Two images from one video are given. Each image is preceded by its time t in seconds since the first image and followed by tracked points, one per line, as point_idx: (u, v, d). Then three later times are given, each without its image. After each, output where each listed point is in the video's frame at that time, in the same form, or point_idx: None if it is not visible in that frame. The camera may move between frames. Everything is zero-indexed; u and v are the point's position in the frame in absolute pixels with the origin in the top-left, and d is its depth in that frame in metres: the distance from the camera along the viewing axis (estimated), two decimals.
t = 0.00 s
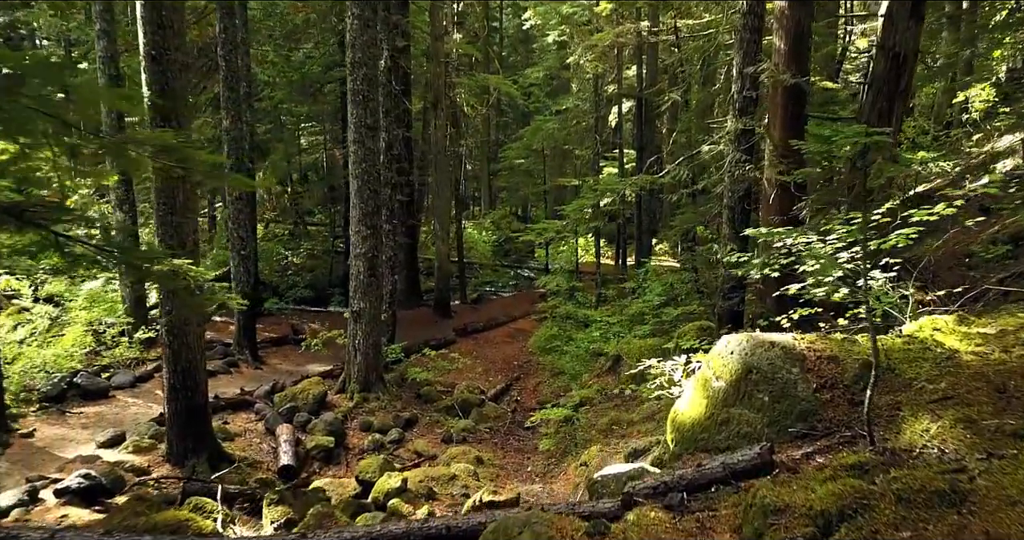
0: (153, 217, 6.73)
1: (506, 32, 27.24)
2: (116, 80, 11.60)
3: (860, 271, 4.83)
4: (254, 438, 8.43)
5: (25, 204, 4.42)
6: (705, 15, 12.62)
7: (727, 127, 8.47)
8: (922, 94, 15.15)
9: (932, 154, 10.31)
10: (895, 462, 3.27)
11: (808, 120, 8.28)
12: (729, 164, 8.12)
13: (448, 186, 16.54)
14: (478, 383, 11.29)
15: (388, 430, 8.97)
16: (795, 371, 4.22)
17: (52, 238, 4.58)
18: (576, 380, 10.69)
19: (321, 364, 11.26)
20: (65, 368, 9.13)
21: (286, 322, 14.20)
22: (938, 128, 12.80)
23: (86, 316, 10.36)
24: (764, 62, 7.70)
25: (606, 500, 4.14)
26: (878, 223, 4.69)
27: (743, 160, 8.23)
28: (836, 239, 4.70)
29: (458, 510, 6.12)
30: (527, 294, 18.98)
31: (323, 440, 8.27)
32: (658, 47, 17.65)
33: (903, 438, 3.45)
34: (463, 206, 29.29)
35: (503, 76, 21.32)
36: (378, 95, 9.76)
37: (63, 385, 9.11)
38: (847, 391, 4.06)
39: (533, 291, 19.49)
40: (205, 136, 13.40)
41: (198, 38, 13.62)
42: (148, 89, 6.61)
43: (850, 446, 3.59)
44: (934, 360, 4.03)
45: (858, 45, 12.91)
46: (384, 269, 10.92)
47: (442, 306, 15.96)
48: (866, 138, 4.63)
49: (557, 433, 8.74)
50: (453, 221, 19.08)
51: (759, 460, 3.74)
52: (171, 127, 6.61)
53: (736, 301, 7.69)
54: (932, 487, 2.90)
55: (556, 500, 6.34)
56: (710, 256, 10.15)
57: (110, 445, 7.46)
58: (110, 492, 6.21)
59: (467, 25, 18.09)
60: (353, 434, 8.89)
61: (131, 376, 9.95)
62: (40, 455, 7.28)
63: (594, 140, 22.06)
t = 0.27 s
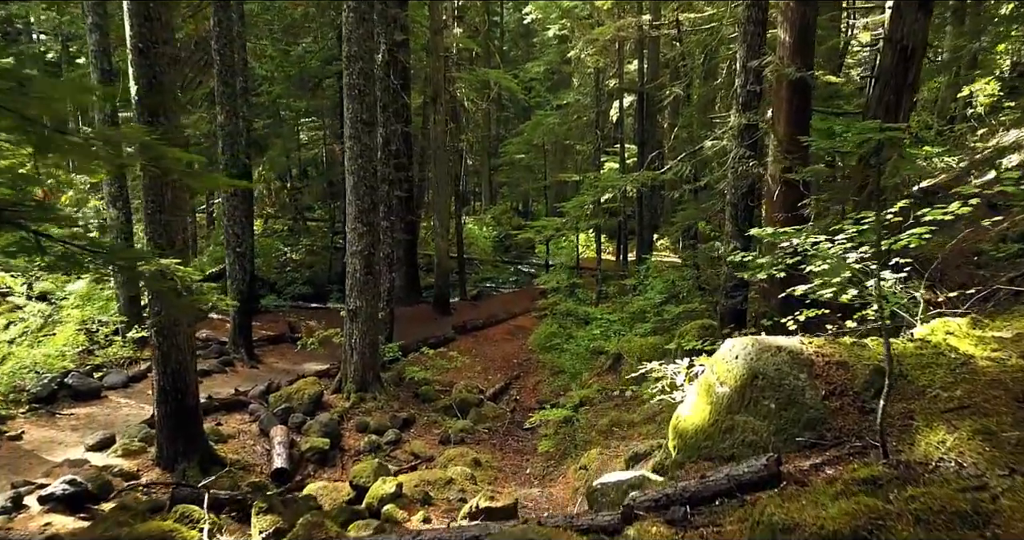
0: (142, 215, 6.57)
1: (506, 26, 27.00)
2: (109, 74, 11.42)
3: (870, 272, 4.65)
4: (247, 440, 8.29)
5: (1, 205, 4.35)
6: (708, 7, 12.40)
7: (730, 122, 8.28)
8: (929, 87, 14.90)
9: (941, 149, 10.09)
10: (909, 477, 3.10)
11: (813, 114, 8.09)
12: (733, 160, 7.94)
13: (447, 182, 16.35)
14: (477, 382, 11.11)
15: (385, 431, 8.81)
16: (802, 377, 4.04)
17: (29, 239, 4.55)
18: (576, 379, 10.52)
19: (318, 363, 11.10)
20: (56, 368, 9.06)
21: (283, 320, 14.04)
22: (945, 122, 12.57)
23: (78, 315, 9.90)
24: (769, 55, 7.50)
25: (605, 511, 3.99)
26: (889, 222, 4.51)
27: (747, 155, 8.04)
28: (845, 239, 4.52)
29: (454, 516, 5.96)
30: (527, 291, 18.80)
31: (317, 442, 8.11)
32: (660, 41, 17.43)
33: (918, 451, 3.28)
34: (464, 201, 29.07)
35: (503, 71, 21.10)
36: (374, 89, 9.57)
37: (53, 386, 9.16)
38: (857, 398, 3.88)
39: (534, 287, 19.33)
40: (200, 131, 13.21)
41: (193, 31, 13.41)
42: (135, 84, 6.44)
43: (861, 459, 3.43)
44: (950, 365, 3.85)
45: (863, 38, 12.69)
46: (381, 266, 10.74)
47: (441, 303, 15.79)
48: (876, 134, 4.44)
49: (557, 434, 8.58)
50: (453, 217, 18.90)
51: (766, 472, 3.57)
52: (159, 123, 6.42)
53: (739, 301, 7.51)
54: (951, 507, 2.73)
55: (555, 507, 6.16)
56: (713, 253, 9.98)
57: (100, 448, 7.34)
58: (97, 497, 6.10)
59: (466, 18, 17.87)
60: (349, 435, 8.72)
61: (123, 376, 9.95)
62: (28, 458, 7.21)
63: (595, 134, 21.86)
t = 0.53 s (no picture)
0: (134, 215, 6.45)
1: (507, 23, 26.84)
2: (104, 71, 11.29)
3: (878, 274, 4.52)
4: (243, 442, 8.17)
5: None
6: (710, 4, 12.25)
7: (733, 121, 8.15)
8: (933, 84, 14.74)
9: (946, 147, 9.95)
10: (923, 491, 2.98)
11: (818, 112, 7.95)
12: (736, 159, 7.80)
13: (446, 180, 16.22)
14: (476, 383, 10.99)
15: (382, 433, 8.69)
16: (809, 385, 3.92)
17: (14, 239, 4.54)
18: (576, 381, 10.40)
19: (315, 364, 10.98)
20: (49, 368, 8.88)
21: (281, 319, 13.92)
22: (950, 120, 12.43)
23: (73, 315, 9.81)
24: (773, 52, 7.36)
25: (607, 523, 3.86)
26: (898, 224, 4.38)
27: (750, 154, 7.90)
28: (853, 240, 4.39)
29: (451, 522, 5.85)
30: (528, 290, 18.68)
31: (313, 444, 7.99)
32: (661, 38, 17.29)
33: (931, 463, 3.16)
34: (465, 199, 28.93)
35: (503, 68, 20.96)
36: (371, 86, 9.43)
37: (47, 387, 8.92)
38: (866, 407, 3.76)
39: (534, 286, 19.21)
40: (196, 130, 13.08)
41: (190, 28, 13.27)
42: (126, 81, 6.32)
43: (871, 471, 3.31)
44: (962, 373, 3.72)
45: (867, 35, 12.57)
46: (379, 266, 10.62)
47: (440, 303, 15.67)
48: (884, 133, 4.31)
49: (556, 436, 8.46)
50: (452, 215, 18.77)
51: (772, 484, 3.45)
52: (150, 121, 6.31)
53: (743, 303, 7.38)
54: (969, 527, 2.61)
55: (554, 513, 6.04)
56: (715, 254, 9.85)
57: (92, 451, 7.22)
58: (88, 502, 5.97)
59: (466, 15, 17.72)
60: (346, 437, 8.60)
61: (119, 377, 9.76)
62: (20, 461, 7.07)
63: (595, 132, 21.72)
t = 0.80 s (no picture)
0: (123, 215, 6.28)
1: (507, 21, 26.66)
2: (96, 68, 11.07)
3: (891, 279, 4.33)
4: (236, 448, 7.99)
5: None
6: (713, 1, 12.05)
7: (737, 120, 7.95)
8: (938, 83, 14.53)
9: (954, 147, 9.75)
10: (943, 515, 2.83)
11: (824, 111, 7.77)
12: (740, 159, 7.62)
13: (445, 180, 16.05)
14: (474, 386, 10.82)
15: (379, 438, 8.53)
16: (819, 397, 3.75)
17: None
18: (576, 385, 10.23)
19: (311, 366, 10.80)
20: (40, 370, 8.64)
21: (277, 320, 13.74)
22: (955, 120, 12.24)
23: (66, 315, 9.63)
24: (778, 49, 7.17)
25: None
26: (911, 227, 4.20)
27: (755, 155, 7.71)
28: (864, 244, 4.21)
29: (447, 534, 5.67)
30: (527, 291, 18.52)
31: (308, 450, 7.82)
32: (663, 37, 17.10)
33: (949, 483, 3.01)
34: (464, 199, 28.74)
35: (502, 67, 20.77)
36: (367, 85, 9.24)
37: (37, 390, 8.66)
38: (879, 421, 3.60)
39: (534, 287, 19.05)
40: (191, 128, 12.88)
41: (185, 25, 13.08)
42: (114, 78, 6.14)
43: (886, 492, 3.15)
44: (980, 385, 3.56)
45: (871, 34, 12.39)
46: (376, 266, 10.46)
47: (439, 304, 15.50)
48: (897, 133, 4.14)
49: (556, 443, 8.29)
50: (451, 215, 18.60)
51: (781, 503, 3.28)
52: (139, 119, 6.13)
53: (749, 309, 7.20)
54: None
55: (553, 524, 5.88)
56: (717, 256, 9.68)
57: (81, 457, 7.03)
58: (76, 511, 5.79)
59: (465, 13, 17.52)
60: (341, 442, 8.43)
61: (111, 380, 9.55)
62: (7, 468, 6.83)
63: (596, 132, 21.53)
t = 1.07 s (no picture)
0: (109, 219, 6.09)
1: (507, 21, 26.47)
2: (88, 67, 10.86)
3: (902, 286, 4.16)
4: (228, 456, 7.82)
5: None
6: None
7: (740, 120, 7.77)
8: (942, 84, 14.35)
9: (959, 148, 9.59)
10: None
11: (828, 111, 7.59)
12: (743, 160, 7.44)
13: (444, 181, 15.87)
14: (472, 391, 10.65)
15: (375, 445, 8.36)
16: (829, 411, 3.57)
17: None
18: (575, 390, 10.08)
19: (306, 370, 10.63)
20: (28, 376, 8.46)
21: (273, 323, 13.58)
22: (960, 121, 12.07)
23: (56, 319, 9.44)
24: (783, 48, 7.00)
25: None
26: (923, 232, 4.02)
27: (758, 155, 7.53)
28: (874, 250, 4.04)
29: None
30: (526, 292, 18.37)
31: (301, 458, 7.65)
32: (664, 36, 16.92)
33: (971, 507, 2.83)
34: (464, 199, 28.56)
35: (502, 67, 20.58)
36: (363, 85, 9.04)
37: (25, 397, 8.48)
38: (892, 436, 3.41)
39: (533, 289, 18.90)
40: (186, 128, 12.70)
41: (180, 24, 12.88)
42: (100, 77, 5.95)
43: (903, 515, 2.97)
44: (999, 399, 3.38)
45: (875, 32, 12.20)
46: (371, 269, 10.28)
47: (437, 306, 15.33)
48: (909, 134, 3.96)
49: (555, 450, 8.12)
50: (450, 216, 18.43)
51: (791, 525, 3.10)
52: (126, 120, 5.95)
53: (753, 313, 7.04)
54: None
55: (550, 536, 5.71)
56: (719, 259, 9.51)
57: (68, 467, 6.85)
58: (60, 523, 5.61)
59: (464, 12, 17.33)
60: (336, 450, 8.26)
61: (101, 385, 9.37)
62: None
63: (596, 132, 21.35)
